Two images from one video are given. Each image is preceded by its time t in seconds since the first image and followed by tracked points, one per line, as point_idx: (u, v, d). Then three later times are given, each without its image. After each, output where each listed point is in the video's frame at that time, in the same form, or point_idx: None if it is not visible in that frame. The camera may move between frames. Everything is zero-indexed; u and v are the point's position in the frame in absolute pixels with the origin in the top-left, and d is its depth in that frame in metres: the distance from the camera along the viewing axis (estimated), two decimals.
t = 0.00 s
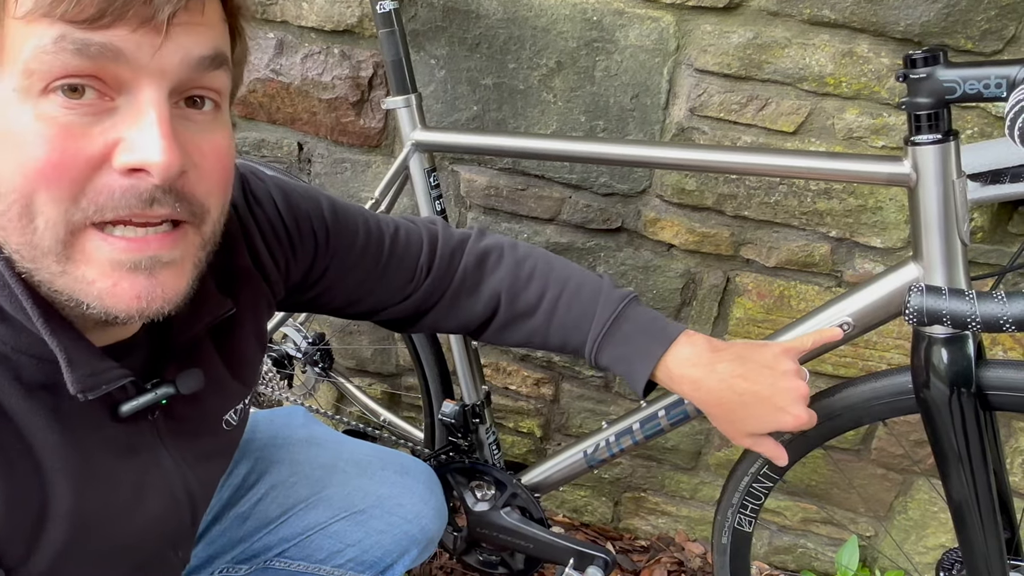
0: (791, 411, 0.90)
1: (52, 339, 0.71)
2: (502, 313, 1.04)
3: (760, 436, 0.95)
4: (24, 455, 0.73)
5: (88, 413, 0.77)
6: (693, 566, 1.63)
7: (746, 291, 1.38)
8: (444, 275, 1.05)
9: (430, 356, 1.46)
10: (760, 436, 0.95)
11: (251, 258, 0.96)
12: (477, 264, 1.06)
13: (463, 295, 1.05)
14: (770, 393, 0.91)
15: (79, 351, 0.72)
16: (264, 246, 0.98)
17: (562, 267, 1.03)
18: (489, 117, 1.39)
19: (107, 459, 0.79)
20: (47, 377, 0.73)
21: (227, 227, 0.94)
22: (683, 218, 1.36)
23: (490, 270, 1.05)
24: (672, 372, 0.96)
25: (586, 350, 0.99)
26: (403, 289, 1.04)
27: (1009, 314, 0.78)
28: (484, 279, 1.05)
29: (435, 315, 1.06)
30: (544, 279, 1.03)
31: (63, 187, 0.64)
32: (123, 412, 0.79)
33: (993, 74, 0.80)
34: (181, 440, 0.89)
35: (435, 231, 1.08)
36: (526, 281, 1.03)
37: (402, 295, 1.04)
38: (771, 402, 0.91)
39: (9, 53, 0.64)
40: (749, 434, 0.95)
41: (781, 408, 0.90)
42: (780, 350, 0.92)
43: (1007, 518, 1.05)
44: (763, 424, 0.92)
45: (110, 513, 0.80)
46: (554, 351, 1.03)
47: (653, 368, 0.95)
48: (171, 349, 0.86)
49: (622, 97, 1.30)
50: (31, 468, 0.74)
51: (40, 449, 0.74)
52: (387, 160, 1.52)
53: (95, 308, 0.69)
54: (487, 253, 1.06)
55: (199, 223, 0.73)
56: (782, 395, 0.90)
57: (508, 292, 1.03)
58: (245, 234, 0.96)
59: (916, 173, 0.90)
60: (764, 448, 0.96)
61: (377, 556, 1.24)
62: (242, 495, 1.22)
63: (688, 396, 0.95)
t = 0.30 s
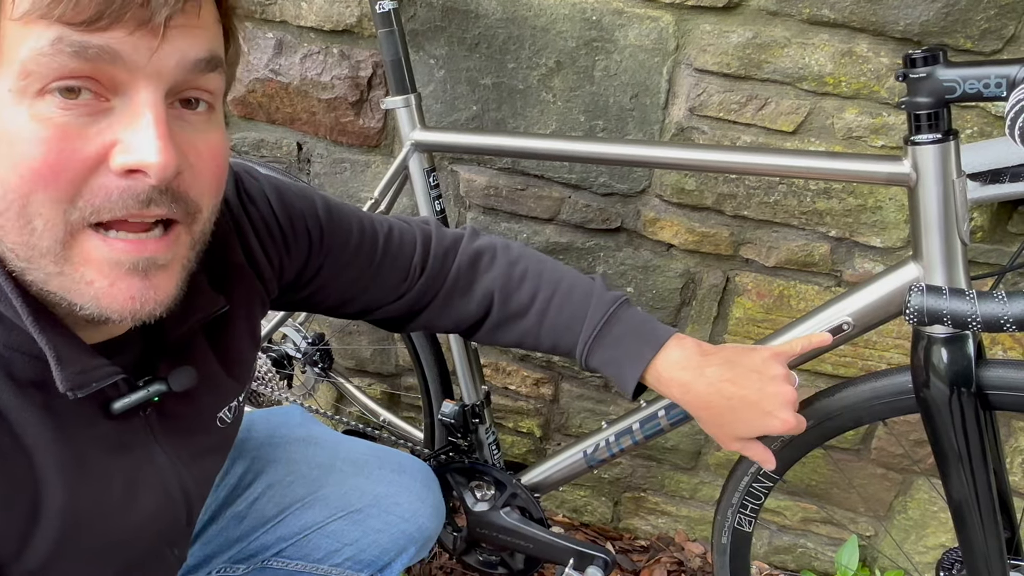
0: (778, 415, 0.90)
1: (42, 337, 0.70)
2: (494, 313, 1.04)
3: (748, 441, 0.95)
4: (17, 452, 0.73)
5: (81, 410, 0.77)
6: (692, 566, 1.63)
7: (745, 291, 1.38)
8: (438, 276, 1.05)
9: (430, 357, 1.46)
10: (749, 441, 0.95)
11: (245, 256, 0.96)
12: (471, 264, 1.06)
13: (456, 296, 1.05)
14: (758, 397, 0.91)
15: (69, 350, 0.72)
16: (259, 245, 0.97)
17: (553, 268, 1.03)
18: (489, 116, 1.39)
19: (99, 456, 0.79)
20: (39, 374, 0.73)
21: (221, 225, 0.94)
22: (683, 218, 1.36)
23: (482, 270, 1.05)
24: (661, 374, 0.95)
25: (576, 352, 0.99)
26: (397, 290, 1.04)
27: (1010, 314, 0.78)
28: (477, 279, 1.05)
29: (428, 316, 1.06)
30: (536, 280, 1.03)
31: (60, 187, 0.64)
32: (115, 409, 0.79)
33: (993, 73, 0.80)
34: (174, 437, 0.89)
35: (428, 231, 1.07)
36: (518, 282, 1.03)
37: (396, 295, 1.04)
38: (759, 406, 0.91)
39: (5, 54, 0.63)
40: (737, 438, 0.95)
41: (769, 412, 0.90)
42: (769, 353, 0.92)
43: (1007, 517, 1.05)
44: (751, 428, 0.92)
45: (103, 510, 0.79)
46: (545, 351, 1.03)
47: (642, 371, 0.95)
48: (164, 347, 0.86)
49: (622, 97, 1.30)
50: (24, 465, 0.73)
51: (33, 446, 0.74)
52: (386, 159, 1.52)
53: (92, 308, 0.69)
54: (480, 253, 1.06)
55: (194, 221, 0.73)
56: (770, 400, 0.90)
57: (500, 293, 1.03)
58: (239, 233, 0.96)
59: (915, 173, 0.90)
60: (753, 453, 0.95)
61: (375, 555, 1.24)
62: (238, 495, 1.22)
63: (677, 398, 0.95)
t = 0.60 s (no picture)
0: (748, 425, 0.82)
1: (47, 339, 0.71)
2: (476, 312, 1.04)
3: (722, 455, 0.86)
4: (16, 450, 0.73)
5: (81, 409, 0.78)
6: (692, 566, 1.63)
7: (745, 291, 1.38)
8: (428, 274, 1.04)
9: (430, 357, 1.46)
10: (725, 456, 0.87)
11: (242, 256, 0.96)
12: (462, 263, 1.05)
13: (441, 294, 1.05)
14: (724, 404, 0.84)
15: (73, 351, 0.73)
16: (257, 246, 0.97)
17: (535, 269, 1.03)
18: (489, 116, 1.39)
19: (98, 454, 0.79)
20: (41, 374, 0.73)
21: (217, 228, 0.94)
22: (683, 218, 1.36)
23: (472, 268, 1.04)
24: (629, 380, 0.93)
25: (550, 353, 0.98)
26: (391, 288, 1.04)
27: (1010, 314, 0.79)
28: (461, 278, 1.05)
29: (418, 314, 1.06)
30: (517, 279, 1.02)
31: (181, 220, 0.72)
32: (115, 408, 0.79)
33: (993, 73, 0.80)
34: (174, 436, 0.89)
35: (421, 231, 1.08)
36: (498, 281, 1.03)
37: (389, 294, 1.04)
38: (724, 413, 0.84)
39: (125, 101, 0.65)
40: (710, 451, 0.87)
41: (737, 421, 0.83)
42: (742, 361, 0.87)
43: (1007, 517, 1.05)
44: (722, 440, 0.85)
45: (102, 508, 0.80)
46: (521, 352, 1.03)
47: (611, 376, 0.93)
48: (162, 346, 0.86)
49: (622, 96, 1.30)
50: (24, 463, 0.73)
51: (32, 444, 0.74)
52: (386, 159, 1.52)
53: (184, 314, 0.79)
54: (467, 251, 1.06)
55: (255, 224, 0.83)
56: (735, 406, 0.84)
57: (481, 291, 1.03)
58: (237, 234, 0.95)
59: (916, 172, 0.89)
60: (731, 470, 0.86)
61: (373, 550, 1.23)
62: (236, 493, 1.22)
63: (644, 405, 0.92)
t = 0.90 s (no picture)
0: (729, 398, 0.81)
1: (51, 336, 0.72)
2: (463, 295, 1.04)
3: (709, 433, 0.86)
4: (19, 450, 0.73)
5: (83, 409, 0.78)
6: (692, 565, 1.63)
7: (745, 290, 1.38)
8: (425, 261, 1.05)
9: (429, 356, 1.46)
10: (712, 433, 0.86)
11: (242, 250, 0.96)
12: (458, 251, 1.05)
13: (433, 280, 1.05)
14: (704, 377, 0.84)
15: (77, 346, 0.73)
16: (256, 241, 0.97)
17: (522, 252, 1.03)
18: (488, 116, 1.39)
19: (102, 454, 0.79)
20: (46, 374, 0.74)
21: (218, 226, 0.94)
22: (683, 218, 1.36)
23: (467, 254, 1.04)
24: (608, 357, 0.92)
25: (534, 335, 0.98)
26: (388, 277, 1.04)
27: (1009, 314, 0.79)
28: (451, 263, 1.05)
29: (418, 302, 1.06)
30: (503, 261, 1.02)
31: (191, 218, 0.73)
32: (120, 405, 0.79)
33: (993, 72, 0.80)
34: (175, 436, 0.89)
35: (415, 220, 1.08)
36: (485, 264, 1.03)
37: (388, 282, 1.04)
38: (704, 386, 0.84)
39: (138, 101, 0.66)
40: (696, 428, 0.86)
41: (717, 394, 0.83)
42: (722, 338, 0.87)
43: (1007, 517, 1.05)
44: (707, 415, 0.84)
45: (105, 508, 0.80)
46: (509, 335, 1.02)
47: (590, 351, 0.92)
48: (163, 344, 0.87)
49: (621, 96, 1.30)
50: (26, 463, 0.73)
51: (34, 444, 0.74)
52: (385, 159, 1.52)
53: (195, 308, 0.78)
54: (458, 237, 1.06)
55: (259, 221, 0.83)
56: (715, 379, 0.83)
57: (468, 274, 1.03)
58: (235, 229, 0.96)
59: (914, 171, 0.89)
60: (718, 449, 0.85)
61: (372, 550, 1.24)
62: (235, 493, 1.22)
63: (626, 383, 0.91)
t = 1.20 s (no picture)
0: (759, 375, 0.86)
1: (46, 335, 0.72)
2: (481, 293, 1.04)
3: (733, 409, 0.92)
4: (15, 452, 0.73)
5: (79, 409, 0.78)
6: (693, 565, 1.63)
7: (745, 290, 1.38)
8: (430, 260, 1.05)
9: (430, 356, 1.46)
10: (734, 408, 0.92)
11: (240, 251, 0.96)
12: (459, 248, 1.06)
13: (445, 279, 1.05)
14: (737, 357, 0.88)
15: (73, 347, 0.74)
16: (255, 241, 0.97)
17: (536, 250, 1.04)
18: (489, 116, 1.39)
19: (99, 455, 0.80)
20: (40, 375, 0.74)
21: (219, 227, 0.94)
22: (683, 218, 1.36)
23: (476, 252, 1.05)
24: (644, 346, 0.94)
25: (562, 330, 0.98)
26: (392, 277, 1.04)
27: (1010, 314, 0.79)
28: (462, 262, 1.05)
29: (423, 302, 1.06)
30: (519, 260, 1.03)
31: (179, 210, 0.73)
32: (115, 406, 0.79)
33: (993, 73, 0.80)
34: (173, 437, 0.89)
35: (417, 221, 1.08)
36: (501, 262, 1.04)
37: (392, 282, 1.04)
38: (737, 366, 0.88)
39: (118, 92, 0.66)
40: (722, 405, 0.91)
41: (748, 373, 0.87)
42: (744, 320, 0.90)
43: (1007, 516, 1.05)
44: (738, 392, 0.89)
45: (102, 509, 0.80)
46: (530, 332, 1.02)
47: (626, 341, 0.94)
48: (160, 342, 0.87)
49: (622, 96, 1.30)
50: (22, 464, 0.74)
51: (30, 446, 0.74)
52: (386, 159, 1.52)
53: (193, 302, 0.79)
54: (465, 237, 1.07)
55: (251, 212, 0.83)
56: (747, 359, 0.87)
57: (485, 272, 1.03)
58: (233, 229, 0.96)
59: (915, 172, 0.90)
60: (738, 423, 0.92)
61: (374, 552, 1.24)
62: (237, 494, 1.22)
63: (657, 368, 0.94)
